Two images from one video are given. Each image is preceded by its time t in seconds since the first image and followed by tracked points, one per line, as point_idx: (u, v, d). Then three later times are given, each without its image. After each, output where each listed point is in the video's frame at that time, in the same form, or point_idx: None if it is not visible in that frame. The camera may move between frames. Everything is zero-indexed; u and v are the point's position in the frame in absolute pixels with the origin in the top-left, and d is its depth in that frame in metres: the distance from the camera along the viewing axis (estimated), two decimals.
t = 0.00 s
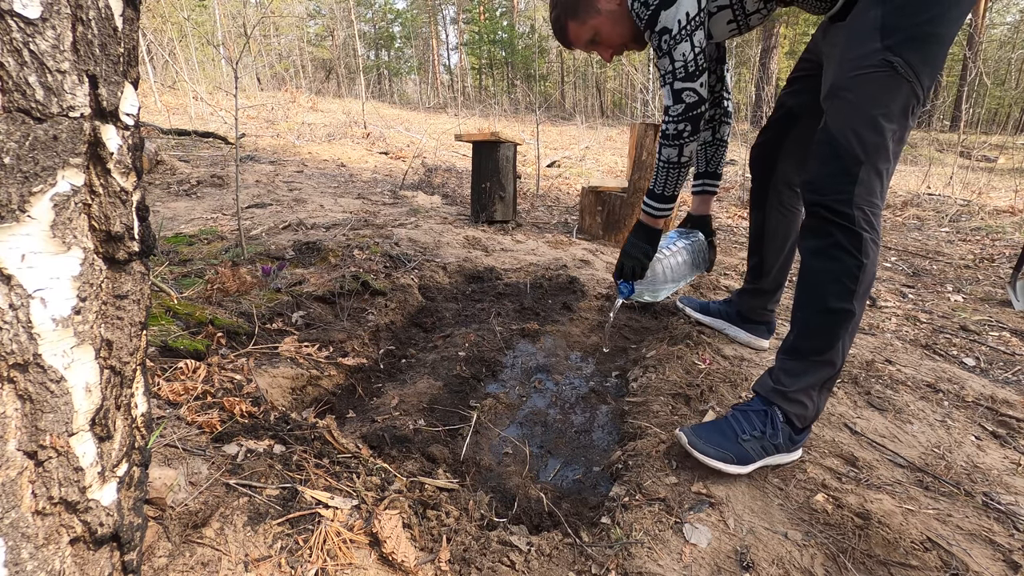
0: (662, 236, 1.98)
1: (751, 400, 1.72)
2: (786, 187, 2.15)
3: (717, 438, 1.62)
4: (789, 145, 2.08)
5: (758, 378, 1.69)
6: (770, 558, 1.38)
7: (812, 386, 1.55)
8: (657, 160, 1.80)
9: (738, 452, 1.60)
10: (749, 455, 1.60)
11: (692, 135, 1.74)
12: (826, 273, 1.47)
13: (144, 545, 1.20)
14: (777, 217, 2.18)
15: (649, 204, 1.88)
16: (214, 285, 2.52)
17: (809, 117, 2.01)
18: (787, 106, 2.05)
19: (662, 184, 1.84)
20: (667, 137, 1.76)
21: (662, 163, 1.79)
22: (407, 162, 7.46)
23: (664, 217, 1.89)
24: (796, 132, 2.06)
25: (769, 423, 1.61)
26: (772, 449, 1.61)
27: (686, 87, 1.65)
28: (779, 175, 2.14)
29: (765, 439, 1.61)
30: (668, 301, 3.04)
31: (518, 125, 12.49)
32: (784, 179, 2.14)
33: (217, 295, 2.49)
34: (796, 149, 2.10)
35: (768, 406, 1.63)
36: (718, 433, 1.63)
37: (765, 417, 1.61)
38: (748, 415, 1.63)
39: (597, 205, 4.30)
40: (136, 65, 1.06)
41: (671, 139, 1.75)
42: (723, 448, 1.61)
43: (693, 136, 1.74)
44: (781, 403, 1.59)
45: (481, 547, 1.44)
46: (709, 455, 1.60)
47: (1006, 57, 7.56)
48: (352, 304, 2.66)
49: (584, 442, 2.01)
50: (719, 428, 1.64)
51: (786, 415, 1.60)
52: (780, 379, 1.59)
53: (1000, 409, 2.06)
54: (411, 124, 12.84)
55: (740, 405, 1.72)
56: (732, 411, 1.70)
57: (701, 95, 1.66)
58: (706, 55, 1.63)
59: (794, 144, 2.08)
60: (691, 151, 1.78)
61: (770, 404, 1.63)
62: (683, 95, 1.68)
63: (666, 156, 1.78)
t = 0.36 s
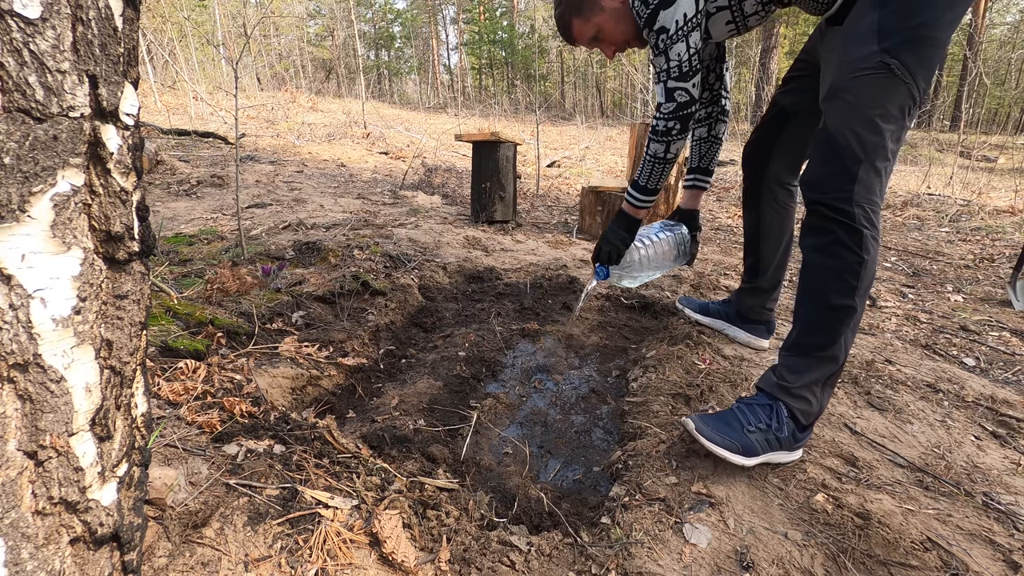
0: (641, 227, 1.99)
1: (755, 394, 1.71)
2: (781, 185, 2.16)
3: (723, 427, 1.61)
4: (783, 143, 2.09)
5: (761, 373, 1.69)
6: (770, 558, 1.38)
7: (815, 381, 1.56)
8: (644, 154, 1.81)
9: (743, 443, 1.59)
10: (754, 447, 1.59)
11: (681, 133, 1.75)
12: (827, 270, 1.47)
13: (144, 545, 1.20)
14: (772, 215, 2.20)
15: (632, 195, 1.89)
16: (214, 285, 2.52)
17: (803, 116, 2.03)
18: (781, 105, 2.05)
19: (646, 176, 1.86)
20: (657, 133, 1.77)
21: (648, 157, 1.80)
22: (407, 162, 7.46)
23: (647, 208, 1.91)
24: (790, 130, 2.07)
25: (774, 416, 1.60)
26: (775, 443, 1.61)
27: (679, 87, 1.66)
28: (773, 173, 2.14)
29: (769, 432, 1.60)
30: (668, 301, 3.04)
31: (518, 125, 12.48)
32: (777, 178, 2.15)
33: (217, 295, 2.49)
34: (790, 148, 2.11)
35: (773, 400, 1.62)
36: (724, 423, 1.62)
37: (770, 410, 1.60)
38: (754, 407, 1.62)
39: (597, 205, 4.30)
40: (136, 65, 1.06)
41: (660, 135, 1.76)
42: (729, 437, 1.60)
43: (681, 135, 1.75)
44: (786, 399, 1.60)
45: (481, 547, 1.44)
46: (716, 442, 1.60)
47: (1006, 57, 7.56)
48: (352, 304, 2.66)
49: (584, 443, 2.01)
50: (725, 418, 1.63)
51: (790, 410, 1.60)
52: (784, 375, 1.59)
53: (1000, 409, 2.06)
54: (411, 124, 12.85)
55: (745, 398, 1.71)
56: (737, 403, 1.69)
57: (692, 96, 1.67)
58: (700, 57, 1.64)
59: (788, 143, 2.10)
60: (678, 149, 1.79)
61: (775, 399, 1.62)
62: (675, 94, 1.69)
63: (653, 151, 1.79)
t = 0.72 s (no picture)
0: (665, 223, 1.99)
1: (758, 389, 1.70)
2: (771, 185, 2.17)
3: (731, 416, 1.59)
4: (772, 145, 2.09)
5: (764, 369, 1.69)
6: (770, 558, 1.38)
7: (819, 376, 1.56)
8: (665, 150, 1.82)
9: (749, 434, 1.56)
10: (761, 439, 1.57)
11: (700, 129, 1.75)
12: (829, 270, 1.47)
13: (144, 545, 1.20)
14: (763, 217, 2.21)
15: (654, 192, 1.90)
16: (214, 285, 2.52)
17: (793, 119, 2.02)
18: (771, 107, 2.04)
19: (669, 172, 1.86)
20: (676, 129, 1.77)
21: (670, 153, 1.80)
22: (407, 163, 7.46)
23: (669, 204, 1.91)
24: (779, 133, 2.07)
25: (779, 409, 1.59)
26: (781, 437, 1.59)
27: (696, 83, 1.66)
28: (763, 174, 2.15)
29: (774, 424, 1.58)
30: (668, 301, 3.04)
31: (518, 125, 12.48)
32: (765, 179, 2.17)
33: (217, 295, 2.49)
34: (779, 149, 2.11)
35: (777, 395, 1.61)
36: (731, 413, 1.60)
37: (775, 404, 1.59)
38: (759, 399, 1.61)
39: (597, 205, 4.30)
40: (136, 65, 1.06)
41: (680, 131, 1.77)
42: (737, 426, 1.57)
43: (700, 130, 1.75)
44: (790, 392, 1.58)
45: (481, 547, 1.44)
46: (723, 430, 1.56)
47: (1005, 57, 7.57)
48: (351, 304, 2.65)
49: (584, 443, 2.01)
50: (731, 408, 1.60)
51: (795, 405, 1.58)
52: (787, 369, 1.60)
53: (1000, 409, 2.06)
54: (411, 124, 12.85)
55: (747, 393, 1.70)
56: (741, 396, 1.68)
57: (710, 91, 1.66)
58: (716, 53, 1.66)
59: (777, 144, 2.10)
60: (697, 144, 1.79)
61: (779, 393, 1.61)
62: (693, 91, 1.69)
63: (675, 147, 1.79)
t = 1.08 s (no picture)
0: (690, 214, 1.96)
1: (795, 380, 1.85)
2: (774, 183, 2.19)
3: (758, 410, 1.76)
4: (774, 144, 2.11)
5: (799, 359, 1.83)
6: (770, 558, 1.38)
7: (849, 359, 1.68)
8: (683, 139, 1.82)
9: (777, 423, 1.72)
10: (791, 427, 1.72)
11: (717, 114, 1.75)
12: (834, 253, 1.62)
13: (144, 545, 1.20)
14: (767, 216, 2.21)
15: (677, 183, 1.88)
16: (214, 285, 2.52)
17: (792, 116, 2.04)
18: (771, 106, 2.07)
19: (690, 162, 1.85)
20: (692, 117, 1.77)
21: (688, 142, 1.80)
22: (407, 163, 7.46)
23: (693, 194, 1.89)
24: (780, 131, 2.09)
25: (809, 397, 1.73)
26: (814, 422, 1.73)
27: (709, 71, 1.66)
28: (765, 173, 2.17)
29: (804, 412, 1.73)
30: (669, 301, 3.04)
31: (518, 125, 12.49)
32: (769, 177, 2.18)
33: (216, 295, 2.49)
34: (779, 148, 2.13)
35: (809, 382, 1.75)
36: (759, 406, 1.77)
37: (804, 392, 1.74)
38: (789, 390, 1.77)
39: (597, 205, 4.30)
40: (135, 65, 1.06)
41: (698, 119, 1.76)
42: (763, 418, 1.75)
43: (717, 116, 1.75)
44: (821, 379, 1.72)
45: (481, 547, 1.44)
46: (749, 424, 1.74)
47: (1005, 57, 7.57)
48: (352, 304, 2.66)
49: (584, 443, 2.01)
50: (760, 402, 1.78)
51: (826, 390, 1.72)
52: (818, 358, 1.73)
53: (1000, 409, 2.06)
54: (411, 124, 12.85)
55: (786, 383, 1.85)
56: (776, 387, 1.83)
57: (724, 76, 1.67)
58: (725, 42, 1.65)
59: (778, 143, 2.11)
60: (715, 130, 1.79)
61: (811, 381, 1.75)
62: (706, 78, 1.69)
63: (693, 135, 1.79)
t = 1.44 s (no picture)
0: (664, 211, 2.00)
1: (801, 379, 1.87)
2: (778, 182, 2.19)
3: (766, 415, 1.78)
4: (779, 143, 2.12)
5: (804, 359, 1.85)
6: (770, 558, 1.38)
7: (854, 356, 1.70)
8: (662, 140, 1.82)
9: (786, 425, 1.75)
10: (799, 428, 1.75)
11: (697, 118, 1.75)
12: (841, 255, 1.63)
13: (144, 545, 1.20)
14: (772, 216, 2.22)
15: (655, 180, 1.90)
16: (214, 285, 2.51)
17: (795, 115, 2.05)
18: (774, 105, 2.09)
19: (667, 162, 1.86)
20: (672, 119, 1.77)
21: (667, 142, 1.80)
22: (407, 162, 7.46)
23: (669, 192, 1.92)
24: (784, 130, 2.10)
25: (815, 396, 1.75)
26: (822, 421, 1.75)
27: (692, 74, 1.67)
28: (769, 172, 2.17)
29: (812, 411, 1.75)
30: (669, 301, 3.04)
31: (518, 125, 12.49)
32: (774, 176, 2.18)
33: (216, 295, 2.48)
34: (783, 148, 2.14)
35: (813, 381, 1.77)
36: (767, 411, 1.79)
37: (810, 391, 1.76)
38: (795, 391, 1.79)
39: (597, 205, 4.29)
40: (135, 65, 1.06)
41: (676, 121, 1.76)
42: (772, 422, 1.77)
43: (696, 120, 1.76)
44: (826, 376, 1.74)
45: (481, 547, 1.44)
46: (756, 430, 1.77)
47: (1005, 57, 7.58)
48: (352, 304, 2.66)
49: (584, 443, 2.01)
50: (768, 406, 1.79)
51: (831, 387, 1.74)
52: (822, 356, 1.75)
53: (1000, 409, 2.06)
54: (412, 124, 12.86)
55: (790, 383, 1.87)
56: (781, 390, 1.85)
57: (706, 81, 1.68)
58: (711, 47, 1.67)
59: (783, 142, 2.12)
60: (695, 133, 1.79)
61: (815, 379, 1.77)
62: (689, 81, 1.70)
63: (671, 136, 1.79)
